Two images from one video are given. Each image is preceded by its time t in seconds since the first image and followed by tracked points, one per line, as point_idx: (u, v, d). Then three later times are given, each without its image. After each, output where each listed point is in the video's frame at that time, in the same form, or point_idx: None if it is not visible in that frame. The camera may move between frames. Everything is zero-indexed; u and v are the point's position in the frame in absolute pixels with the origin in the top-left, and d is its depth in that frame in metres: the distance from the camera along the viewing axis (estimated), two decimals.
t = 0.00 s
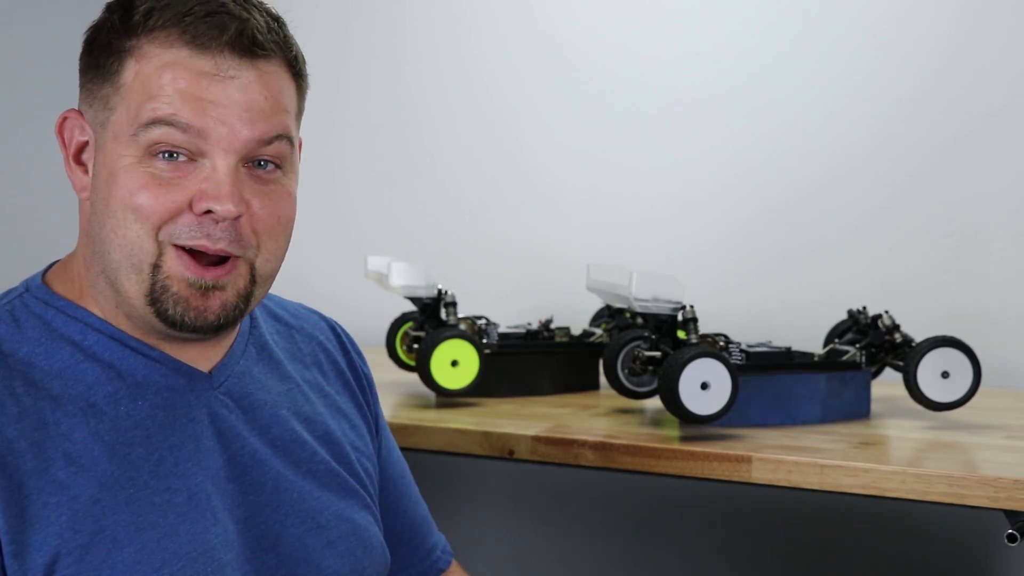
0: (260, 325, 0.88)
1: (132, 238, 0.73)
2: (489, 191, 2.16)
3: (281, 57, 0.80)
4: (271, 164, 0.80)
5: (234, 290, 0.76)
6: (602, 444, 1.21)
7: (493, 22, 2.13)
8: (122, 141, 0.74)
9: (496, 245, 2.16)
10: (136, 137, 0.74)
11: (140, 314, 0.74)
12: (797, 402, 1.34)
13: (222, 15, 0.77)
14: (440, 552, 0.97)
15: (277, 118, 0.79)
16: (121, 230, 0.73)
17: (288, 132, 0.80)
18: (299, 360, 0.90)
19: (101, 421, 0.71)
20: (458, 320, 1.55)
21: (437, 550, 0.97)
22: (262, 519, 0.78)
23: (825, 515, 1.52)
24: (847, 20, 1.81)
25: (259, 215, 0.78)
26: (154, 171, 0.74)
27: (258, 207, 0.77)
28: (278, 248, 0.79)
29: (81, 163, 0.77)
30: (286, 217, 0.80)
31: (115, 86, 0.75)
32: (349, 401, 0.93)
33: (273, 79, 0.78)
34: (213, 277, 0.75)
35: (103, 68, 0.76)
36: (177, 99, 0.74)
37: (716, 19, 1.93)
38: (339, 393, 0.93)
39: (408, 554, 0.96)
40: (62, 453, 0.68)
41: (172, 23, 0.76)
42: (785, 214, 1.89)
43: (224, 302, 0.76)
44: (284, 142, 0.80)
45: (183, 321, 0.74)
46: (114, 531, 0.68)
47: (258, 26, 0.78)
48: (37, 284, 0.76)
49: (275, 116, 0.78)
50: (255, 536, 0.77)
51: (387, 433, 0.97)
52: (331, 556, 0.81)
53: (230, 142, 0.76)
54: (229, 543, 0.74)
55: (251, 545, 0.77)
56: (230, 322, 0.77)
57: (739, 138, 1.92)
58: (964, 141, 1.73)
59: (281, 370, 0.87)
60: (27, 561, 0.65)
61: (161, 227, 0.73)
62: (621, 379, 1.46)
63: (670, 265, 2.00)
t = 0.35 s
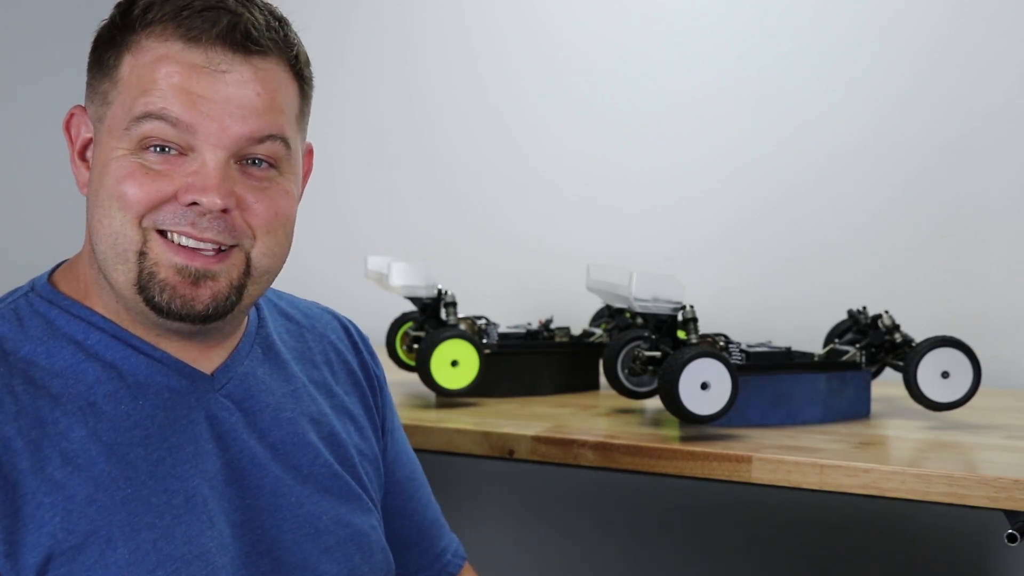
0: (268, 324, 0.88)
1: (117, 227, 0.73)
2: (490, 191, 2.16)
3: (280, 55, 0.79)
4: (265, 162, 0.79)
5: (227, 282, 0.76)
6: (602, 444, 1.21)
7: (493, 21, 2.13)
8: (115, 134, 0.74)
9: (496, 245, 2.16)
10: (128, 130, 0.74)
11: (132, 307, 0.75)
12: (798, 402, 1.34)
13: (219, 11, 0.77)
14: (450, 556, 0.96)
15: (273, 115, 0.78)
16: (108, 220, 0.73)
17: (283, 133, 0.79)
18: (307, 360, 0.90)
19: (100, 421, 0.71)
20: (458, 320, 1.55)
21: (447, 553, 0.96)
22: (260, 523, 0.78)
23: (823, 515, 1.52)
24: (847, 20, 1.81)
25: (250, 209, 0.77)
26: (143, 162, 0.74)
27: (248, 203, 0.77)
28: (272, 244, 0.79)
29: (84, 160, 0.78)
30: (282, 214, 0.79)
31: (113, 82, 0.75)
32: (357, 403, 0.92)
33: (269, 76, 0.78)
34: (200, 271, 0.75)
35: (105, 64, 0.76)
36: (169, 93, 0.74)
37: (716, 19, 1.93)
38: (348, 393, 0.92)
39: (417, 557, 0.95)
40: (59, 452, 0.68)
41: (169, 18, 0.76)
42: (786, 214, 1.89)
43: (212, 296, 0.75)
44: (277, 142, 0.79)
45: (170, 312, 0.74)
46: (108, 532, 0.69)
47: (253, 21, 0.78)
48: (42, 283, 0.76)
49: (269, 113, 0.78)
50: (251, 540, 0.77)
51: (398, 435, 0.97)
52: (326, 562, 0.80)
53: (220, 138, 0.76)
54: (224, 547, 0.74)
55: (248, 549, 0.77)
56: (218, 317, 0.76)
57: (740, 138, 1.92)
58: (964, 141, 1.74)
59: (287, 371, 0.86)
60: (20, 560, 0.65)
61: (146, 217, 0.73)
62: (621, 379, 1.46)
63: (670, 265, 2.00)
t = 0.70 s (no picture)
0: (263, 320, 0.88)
1: (178, 237, 0.73)
2: (489, 191, 2.16)
3: (298, 56, 0.82)
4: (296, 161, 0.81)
5: (274, 280, 0.77)
6: (602, 444, 1.21)
7: (492, 21, 2.13)
8: (162, 144, 0.73)
9: (496, 246, 2.16)
10: (180, 140, 0.74)
11: (183, 312, 0.75)
12: (798, 402, 1.34)
13: (252, 14, 0.78)
14: (450, 553, 0.96)
15: (303, 114, 0.80)
16: (168, 231, 0.73)
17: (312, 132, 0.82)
18: (305, 357, 0.90)
19: (94, 416, 0.71)
20: (458, 320, 1.55)
21: (450, 550, 0.96)
22: (257, 519, 0.78)
23: (821, 515, 1.51)
24: (846, 20, 1.81)
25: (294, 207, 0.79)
26: (198, 171, 0.74)
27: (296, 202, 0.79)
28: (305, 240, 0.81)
29: (90, 168, 0.75)
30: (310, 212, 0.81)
31: (145, 88, 0.74)
32: (357, 397, 0.92)
33: (296, 77, 0.80)
34: (257, 272, 0.76)
35: (126, 71, 0.74)
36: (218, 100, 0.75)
37: (715, 19, 1.93)
38: (345, 386, 0.92)
39: (414, 552, 0.95)
40: (52, 447, 0.68)
41: (203, 23, 0.76)
42: (785, 215, 1.89)
43: (269, 297, 0.77)
44: (308, 141, 0.81)
45: (232, 315, 0.75)
46: (103, 527, 0.68)
47: (285, 24, 0.80)
48: (32, 284, 0.76)
49: (302, 113, 0.80)
50: (249, 537, 0.77)
51: (399, 431, 0.96)
52: (325, 558, 0.80)
53: (272, 140, 0.77)
54: (219, 543, 0.74)
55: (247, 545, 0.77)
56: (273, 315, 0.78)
57: (739, 138, 1.92)
58: (964, 141, 1.73)
59: (285, 366, 0.86)
60: (16, 556, 0.65)
61: (209, 225, 0.74)
62: (621, 379, 1.46)
63: (670, 265, 2.00)
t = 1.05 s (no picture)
0: (262, 323, 0.88)
1: (113, 231, 0.73)
2: (490, 191, 2.16)
3: (276, 60, 0.80)
4: (259, 167, 0.79)
5: (218, 284, 0.76)
6: (602, 444, 1.21)
7: (493, 22, 2.13)
8: (110, 136, 0.74)
9: (495, 246, 2.16)
10: (124, 133, 0.74)
11: (125, 308, 0.75)
12: (798, 402, 1.34)
13: (217, 16, 0.77)
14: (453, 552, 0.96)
15: (266, 121, 0.78)
16: (103, 222, 0.73)
17: (277, 139, 0.79)
18: (305, 360, 0.90)
19: (96, 416, 0.71)
20: (458, 320, 1.55)
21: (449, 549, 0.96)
22: (261, 518, 0.77)
23: (825, 512, 1.52)
24: (848, 21, 1.81)
25: (241, 215, 0.77)
26: (139, 166, 0.74)
27: (240, 207, 0.77)
28: (261, 250, 0.79)
29: (78, 155, 0.78)
30: (270, 221, 0.80)
31: (110, 81, 0.75)
32: (354, 401, 0.92)
33: (265, 82, 0.78)
34: (194, 276, 0.75)
35: (101, 63, 0.76)
36: (165, 98, 0.74)
37: (718, 19, 1.93)
38: (344, 391, 0.92)
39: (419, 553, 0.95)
40: (55, 447, 0.68)
41: (168, 21, 0.76)
42: (785, 215, 1.89)
43: (205, 301, 0.76)
44: (271, 150, 0.79)
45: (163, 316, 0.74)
46: (106, 526, 0.68)
47: (252, 27, 0.78)
48: (38, 280, 0.76)
49: (262, 121, 0.78)
50: (253, 536, 0.76)
51: (398, 437, 0.97)
52: (327, 556, 0.81)
53: (214, 142, 0.76)
54: (223, 542, 0.74)
55: (251, 543, 0.76)
56: (210, 319, 0.77)
57: (740, 139, 1.92)
58: (965, 142, 1.73)
59: (285, 368, 0.86)
60: (17, 556, 0.65)
61: (141, 222, 0.73)
62: (621, 379, 1.46)
63: (670, 265, 2.00)
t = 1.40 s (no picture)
0: (273, 322, 0.87)
1: (141, 235, 0.73)
2: (489, 191, 2.16)
3: (281, 50, 0.79)
4: (275, 157, 0.79)
5: (242, 287, 0.75)
6: (602, 444, 1.22)
7: (493, 22, 2.13)
8: (126, 139, 0.74)
9: (496, 246, 2.16)
10: (141, 135, 0.74)
11: (149, 311, 0.74)
12: (798, 402, 1.34)
13: (222, 10, 0.77)
14: (468, 554, 0.94)
15: (279, 112, 0.78)
16: (129, 228, 0.73)
17: (290, 128, 0.79)
18: (315, 359, 0.88)
19: (96, 418, 0.70)
20: (458, 320, 1.55)
21: (465, 551, 0.94)
22: (261, 521, 0.76)
23: (825, 513, 1.50)
24: (847, 21, 1.81)
25: (264, 208, 0.77)
26: (160, 167, 0.73)
27: (263, 200, 0.77)
28: (283, 244, 0.78)
29: (84, 164, 0.77)
30: (290, 215, 0.79)
31: (119, 84, 0.74)
32: (367, 401, 0.90)
33: (275, 73, 0.78)
34: (221, 274, 0.74)
35: (104, 67, 0.75)
36: (179, 95, 0.74)
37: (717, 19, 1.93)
38: (356, 392, 0.89)
39: (434, 554, 0.93)
40: (53, 448, 0.68)
41: (172, 19, 0.76)
42: (785, 215, 1.89)
43: (233, 299, 0.75)
44: (287, 139, 0.79)
45: (193, 316, 0.74)
46: (101, 528, 0.68)
47: (258, 19, 0.78)
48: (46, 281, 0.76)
49: (277, 110, 0.78)
50: (253, 537, 0.75)
51: (413, 443, 0.94)
52: (328, 561, 0.78)
53: (234, 135, 0.75)
54: (222, 545, 0.72)
55: (249, 546, 0.75)
56: (237, 318, 0.76)
57: (740, 139, 1.92)
58: (965, 141, 1.73)
59: (294, 368, 0.85)
60: (10, 556, 0.65)
61: (169, 223, 0.73)
62: (621, 379, 1.46)
63: (670, 265, 2.00)
